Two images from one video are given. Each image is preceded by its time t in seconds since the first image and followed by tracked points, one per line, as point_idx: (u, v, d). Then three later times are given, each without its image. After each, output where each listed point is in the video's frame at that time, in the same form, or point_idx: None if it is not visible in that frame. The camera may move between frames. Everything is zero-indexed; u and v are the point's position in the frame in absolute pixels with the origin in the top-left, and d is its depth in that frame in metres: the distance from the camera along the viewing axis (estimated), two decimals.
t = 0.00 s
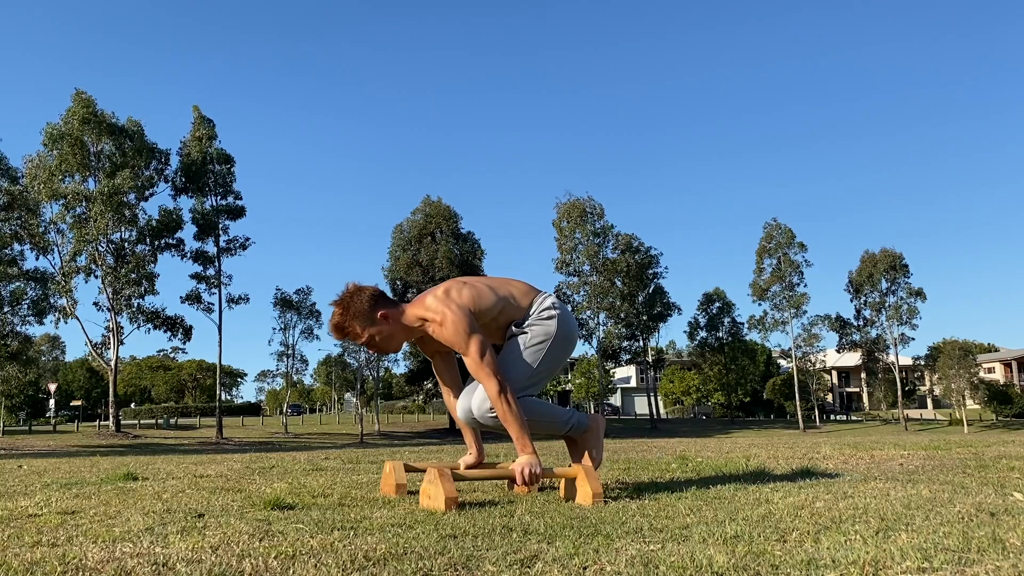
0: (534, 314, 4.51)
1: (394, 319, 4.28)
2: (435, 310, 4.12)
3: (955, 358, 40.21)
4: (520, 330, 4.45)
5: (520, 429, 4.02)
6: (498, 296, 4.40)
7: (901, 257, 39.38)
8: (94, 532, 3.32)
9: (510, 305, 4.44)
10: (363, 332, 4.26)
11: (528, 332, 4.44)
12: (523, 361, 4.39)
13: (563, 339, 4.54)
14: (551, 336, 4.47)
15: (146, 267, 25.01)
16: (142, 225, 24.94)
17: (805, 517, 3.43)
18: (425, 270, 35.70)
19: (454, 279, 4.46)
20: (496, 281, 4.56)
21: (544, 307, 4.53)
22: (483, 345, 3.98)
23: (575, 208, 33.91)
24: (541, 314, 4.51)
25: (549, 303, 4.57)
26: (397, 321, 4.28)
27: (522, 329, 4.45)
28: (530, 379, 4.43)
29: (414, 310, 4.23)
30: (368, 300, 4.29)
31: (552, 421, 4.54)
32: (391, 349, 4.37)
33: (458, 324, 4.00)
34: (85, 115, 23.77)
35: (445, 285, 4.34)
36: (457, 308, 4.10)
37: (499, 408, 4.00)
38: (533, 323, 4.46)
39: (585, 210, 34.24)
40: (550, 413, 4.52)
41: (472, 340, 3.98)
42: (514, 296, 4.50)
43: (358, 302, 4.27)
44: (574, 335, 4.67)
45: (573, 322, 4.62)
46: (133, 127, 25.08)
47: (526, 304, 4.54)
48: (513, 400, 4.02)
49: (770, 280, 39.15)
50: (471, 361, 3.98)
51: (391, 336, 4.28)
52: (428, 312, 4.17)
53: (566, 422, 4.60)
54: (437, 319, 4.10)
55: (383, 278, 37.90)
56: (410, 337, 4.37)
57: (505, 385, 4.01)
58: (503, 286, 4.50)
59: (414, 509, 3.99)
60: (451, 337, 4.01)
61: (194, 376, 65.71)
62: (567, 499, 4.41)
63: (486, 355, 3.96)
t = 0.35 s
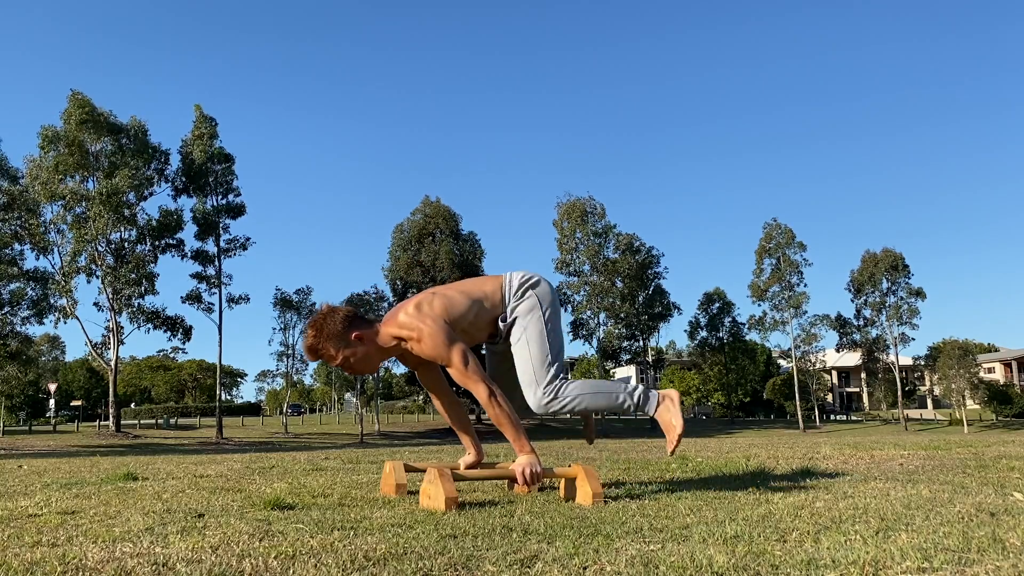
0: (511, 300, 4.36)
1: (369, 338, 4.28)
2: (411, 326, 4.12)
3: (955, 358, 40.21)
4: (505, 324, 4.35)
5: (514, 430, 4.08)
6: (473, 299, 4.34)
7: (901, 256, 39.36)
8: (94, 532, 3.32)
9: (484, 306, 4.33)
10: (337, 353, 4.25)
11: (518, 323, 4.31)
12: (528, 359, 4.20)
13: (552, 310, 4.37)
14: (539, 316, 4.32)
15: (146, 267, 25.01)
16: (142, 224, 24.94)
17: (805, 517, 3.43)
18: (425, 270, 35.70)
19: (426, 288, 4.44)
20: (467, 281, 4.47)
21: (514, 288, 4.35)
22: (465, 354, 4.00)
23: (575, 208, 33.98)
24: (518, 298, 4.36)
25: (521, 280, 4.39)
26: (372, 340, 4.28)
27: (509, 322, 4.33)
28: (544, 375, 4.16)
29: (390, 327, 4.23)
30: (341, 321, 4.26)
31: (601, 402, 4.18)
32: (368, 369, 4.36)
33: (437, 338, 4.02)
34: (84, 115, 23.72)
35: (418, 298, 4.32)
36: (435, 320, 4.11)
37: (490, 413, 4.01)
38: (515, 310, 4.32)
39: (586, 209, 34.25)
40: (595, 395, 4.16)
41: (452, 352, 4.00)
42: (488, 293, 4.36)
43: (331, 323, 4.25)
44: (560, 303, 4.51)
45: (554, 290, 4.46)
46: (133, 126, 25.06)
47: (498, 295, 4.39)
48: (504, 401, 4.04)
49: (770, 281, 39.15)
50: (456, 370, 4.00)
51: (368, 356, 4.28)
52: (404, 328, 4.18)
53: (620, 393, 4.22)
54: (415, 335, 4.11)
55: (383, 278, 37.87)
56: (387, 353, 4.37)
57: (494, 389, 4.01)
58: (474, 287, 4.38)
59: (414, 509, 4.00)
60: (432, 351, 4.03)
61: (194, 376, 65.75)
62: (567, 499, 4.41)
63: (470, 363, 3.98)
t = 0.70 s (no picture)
0: (492, 305, 4.44)
1: (347, 356, 4.25)
2: (390, 342, 4.11)
3: (955, 358, 40.18)
4: (510, 325, 4.47)
5: (509, 432, 4.14)
6: (455, 310, 4.35)
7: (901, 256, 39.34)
8: (94, 532, 3.31)
9: (463, 317, 4.36)
10: (315, 373, 4.21)
11: (520, 308, 4.46)
12: (554, 320, 4.39)
13: (529, 281, 4.59)
14: (529, 290, 4.50)
15: (146, 267, 25.01)
16: (142, 224, 24.94)
17: (804, 517, 3.43)
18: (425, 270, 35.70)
19: (406, 303, 4.43)
20: (448, 294, 4.50)
21: (492, 290, 4.47)
22: (451, 362, 3.99)
23: (575, 207, 34.06)
24: (501, 298, 4.47)
25: (491, 283, 4.50)
26: (351, 359, 4.26)
27: (515, 319, 4.46)
28: (572, 319, 4.33)
29: (370, 344, 4.21)
30: (318, 340, 4.23)
31: (658, 322, 4.29)
32: (349, 388, 4.33)
33: (418, 350, 4.00)
34: (83, 115, 23.69)
35: (395, 314, 4.31)
36: (416, 333, 4.10)
37: (482, 418, 4.01)
38: (509, 306, 4.46)
39: (587, 209, 34.30)
40: (650, 312, 4.31)
41: (437, 362, 3.99)
42: (467, 304, 4.41)
43: (308, 343, 4.21)
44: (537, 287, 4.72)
45: (521, 273, 4.64)
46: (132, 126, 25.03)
47: (477, 304, 4.43)
48: (493, 406, 4.05)
49: (770, 281, 39.14)
50: (442, 381, 3.99)
51: (348, 374, 4.26)
52: (384, 344, 4.17)
53: (677, 312, 4.28)
54: (396, 350, 4.09)
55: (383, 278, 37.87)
56: (367, 370, 4.35)
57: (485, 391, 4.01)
58: (451, 300, 4.41)
59: (414, 509, 4.00)
60: (416, 363, 4.02)
61: (194, 376, 65.71)
62: (567, 499, 4.40)
63: (455, 371, 3.96)
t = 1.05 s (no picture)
0: (492, 311, 4.43)
1: (343, 360, 4.25)
2: (387, 346, 4.12)
3: (955, 358, 40.16)
4: (514, 327, 4.45)
5: (507, 433, 4.13)
6: (453, 316, 4.35)
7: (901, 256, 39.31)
8: (94, 532, 3.31)
9: (462, 323, 4.35)
10: (312, 377, 4.21)
11: (522, 309, 4.46)
12: (561, 310, 4.43)
13: (525, 282, 4.60)
14: (527, 289, 4.52)
15: (146, 267, 25.02)
16: (141, 224, 24.95)
17: (804, 517, 3.43)
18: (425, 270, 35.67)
19: (403, 309, 4.43)
20: (446, 300, 4.50)
21: (490, 294, 4.48)
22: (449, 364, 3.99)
23: (576, 207, 34.07)
24: (500, 302, 4.47)
25: (489, 289, 4.51)
26: (348, 363, 4.26)
27: (519, 321, 4.45)
28: (579, 304, 4.40)
29: (367, 348, 4.21)
30: (313, 345, 4.22)
31: (665, 286, 4.38)
32: (344, 392, 4.33)
33: (415, 354, 4.01)
34: (82, 114, 23.67)
35: (393, 317, 4.31)
36: (413, 337, 4.10)
37: (481, 419, 4.02)
38: (511, 309, 4.45)
39: (588, 209, 34.33)
40: (655, 279, 4.41)
41: (434, 365, 3.99)
42: (466, 310, 4.40)
43: (304, 347, 4.21)
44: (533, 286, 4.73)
45: (514, 276, 4.65)
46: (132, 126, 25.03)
47: (476, 311, 4.42)
48: (492, 408, 4.05)
49: (770, 280, 39.13)
50: (440, 384, 3.98)
51: (343, 378, 4.25)
52: (380, 349, 4.17)
53: (681, 274, 4.40)
54: (393, 354, 4.10)
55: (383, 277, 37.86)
56: (363, 374, 4.35)
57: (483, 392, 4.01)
58: (450, 305, 4.40)
59: (414, 509, 4.00)
60: (413, 367, 4.02)
61: (194, 376, 65.67)
62: (567, 499, 4.40)
63: (452, 374, 3.96)
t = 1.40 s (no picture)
0: (496, 311, 4.44)
1: (345, 357, 4.24)
2: (390, 344, 4.12)
3: (955, 358, 40.17)
4: (515, 328, 4.46)
5: (509, 432, 4.14)
6: (456, 315, 4.34)
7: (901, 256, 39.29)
8: (93, 532, 3.32)
9: (466, 323, 4.34)
10: (314, 374, 4.20)
11: (525, 310, 4.46)
12: (562, 314, 4.43)
13: (532, 283, 4.60)
14: (532, 290, 4.53)
15: (146, 267, 25.02)
16: (141, 224, 24.94)
17: (805, 517, 3.43)
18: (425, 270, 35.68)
19: (408, 308, 4.43)
20: (451, 300, 4.50)
21: (495, 296, 4.48)
22: (451, 363, 4.00)
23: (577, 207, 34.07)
24: (505, 301, 4.48)
25: (493, 289, 4.52)
26: (350, 360, 4.26)
27: (521, 320, 4.46)
28: (581, 310, 4.40)
29: (370, 346, 4.21)
30: (316, 342, 4.22)
31: (668, 297, 4.35)
32: (345, 390, 4.32)
33: (419, 353, 4.02)
34: (83, 114, 23.69)
35: (397, 315, 4.32)
36: (417, 335, 4.11)
37: (483, 418, 4.02)
38: (514, 309, 4.46)
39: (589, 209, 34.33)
40: (657, 289, 4.40)
41: (438, 365, 3.99)
42: (470, 310, 4.39)
43: (307, 344, 4.21)
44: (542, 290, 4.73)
45: (523, 277, 4.65)
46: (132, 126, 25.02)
47: (480, 311, 4.42)
48: (494, 407, 4.05)
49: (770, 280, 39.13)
50: (443, 383, 3.98)
51: (345, 375, 4.24)
52: (384, 346, 4.17)
53: (685, 286, 4.36)
54: (397, 352, 4.10)
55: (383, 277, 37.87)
56: (365, 372, 4.35)
57: (485, 390, 4.02)
58: (454, 306, 4.40)
59: (414, 509, 4.00)
60: (417, 365, 4.02)
61: (194, 376, 65.70)
62: (567, 499, 4.40)
63: (455, 373, 3.96)
